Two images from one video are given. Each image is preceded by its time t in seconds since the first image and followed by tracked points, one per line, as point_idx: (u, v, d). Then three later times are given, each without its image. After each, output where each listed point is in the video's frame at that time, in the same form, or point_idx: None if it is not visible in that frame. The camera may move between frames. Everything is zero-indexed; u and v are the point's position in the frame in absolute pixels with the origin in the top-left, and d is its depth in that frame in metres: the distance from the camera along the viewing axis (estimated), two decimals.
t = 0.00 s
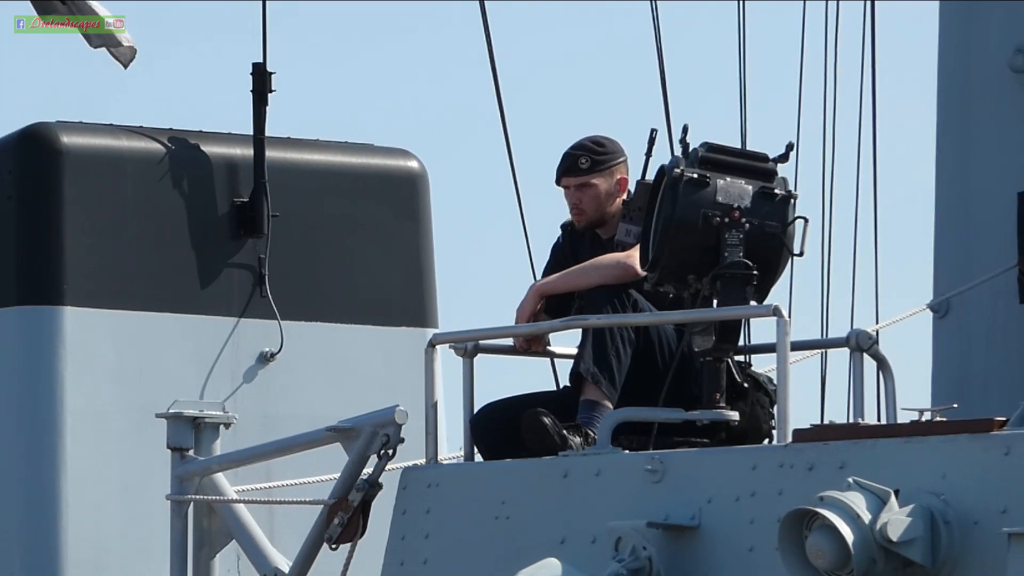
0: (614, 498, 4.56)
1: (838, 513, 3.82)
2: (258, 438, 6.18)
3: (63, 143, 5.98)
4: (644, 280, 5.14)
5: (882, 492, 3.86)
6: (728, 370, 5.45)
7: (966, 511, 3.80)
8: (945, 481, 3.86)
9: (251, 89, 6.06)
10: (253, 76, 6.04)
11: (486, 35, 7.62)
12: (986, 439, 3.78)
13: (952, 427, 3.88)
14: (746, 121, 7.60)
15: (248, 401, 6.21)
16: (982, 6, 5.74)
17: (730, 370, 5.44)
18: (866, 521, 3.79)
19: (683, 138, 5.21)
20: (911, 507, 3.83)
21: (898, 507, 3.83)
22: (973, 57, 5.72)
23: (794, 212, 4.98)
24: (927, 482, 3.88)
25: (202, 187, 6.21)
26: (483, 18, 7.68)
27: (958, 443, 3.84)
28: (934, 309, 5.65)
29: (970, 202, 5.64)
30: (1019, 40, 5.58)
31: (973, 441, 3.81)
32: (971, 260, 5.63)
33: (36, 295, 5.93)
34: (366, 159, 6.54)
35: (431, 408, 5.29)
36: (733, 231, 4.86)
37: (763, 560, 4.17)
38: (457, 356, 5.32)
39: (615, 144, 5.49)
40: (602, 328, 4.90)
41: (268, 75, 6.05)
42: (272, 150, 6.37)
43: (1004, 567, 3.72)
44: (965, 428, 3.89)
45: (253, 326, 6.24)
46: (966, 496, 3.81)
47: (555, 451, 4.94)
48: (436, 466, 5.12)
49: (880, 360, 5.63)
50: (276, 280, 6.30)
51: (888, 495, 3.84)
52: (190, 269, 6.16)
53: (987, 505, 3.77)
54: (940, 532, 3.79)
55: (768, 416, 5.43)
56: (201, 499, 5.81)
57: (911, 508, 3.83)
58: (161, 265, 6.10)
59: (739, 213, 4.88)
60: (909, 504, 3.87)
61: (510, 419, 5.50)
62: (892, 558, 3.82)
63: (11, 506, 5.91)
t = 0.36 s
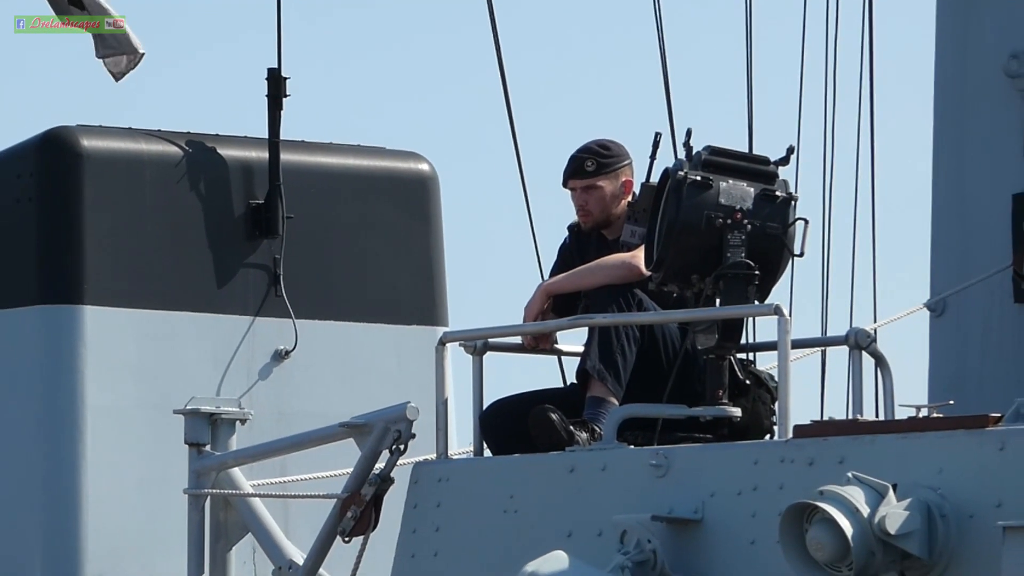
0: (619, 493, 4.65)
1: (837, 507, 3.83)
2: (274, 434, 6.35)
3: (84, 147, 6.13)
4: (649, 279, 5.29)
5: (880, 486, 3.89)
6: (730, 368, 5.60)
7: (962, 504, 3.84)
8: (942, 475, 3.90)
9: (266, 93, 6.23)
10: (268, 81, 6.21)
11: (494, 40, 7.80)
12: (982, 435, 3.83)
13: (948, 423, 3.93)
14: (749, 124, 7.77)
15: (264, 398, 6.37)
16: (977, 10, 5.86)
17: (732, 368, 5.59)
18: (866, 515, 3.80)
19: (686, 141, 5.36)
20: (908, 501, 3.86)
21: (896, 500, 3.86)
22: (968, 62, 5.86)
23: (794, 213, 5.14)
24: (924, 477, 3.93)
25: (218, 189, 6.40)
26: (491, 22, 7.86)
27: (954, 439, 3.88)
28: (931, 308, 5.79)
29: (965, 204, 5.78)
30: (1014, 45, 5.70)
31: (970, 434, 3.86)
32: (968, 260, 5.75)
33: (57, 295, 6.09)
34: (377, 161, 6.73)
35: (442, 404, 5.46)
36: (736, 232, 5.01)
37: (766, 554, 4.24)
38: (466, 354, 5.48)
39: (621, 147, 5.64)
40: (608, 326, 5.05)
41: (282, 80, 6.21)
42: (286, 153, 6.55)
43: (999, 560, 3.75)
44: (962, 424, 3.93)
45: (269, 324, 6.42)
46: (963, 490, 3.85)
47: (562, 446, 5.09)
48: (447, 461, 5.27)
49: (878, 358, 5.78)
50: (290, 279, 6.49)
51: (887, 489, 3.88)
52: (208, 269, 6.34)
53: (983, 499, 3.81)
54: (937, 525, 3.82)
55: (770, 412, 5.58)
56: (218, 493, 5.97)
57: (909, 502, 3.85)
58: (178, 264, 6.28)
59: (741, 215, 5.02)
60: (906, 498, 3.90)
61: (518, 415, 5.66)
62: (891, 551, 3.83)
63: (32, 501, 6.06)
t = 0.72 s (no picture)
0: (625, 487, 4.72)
1: (837, 502, 3.83)
2: (289, 430, 6.53)
3: (103, 150, 6.31)
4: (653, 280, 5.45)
5: (878, 480, 3.89)
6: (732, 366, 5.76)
7: (958, 499, 3.85)
8: (939, 470, 3.91)
9: (280, 99, 6.39)
10: (282, 86, 6.38)
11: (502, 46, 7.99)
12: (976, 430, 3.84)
13: (945, 419, 3.94)
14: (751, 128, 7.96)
15: (278, 396, 6.55)
16: (972, 17, 6.01)
17: (734, 366, 5.75)
18: (864, 508, 3.80)
19: (690, 145, 5.51)
20: (906, 495, 3.87)
21: (893, 495, 3.86)
22: (964, 68, 6.01)
23: (795, 216, 5.26)
24: (922, 471, 3.94)
25: (234, 191, 6.57)
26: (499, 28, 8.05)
27: (950, 434, 3.89)
28: (928, 307, 5.95)
29: (961, 206, 5.94)
30: (1008, 51, 5.85)
31: (965, 429, 3.87)
32: (964, 260, 5.91)
33: (76, 294, 6.25)
34: (389, 165, 6.91)
35: (452, 401, 5.62)
36: (738, 233, 5.13)
37: (767, 547, 4.29)
38: (476, 352, 5.65)
39: (626, 150, 5.81)
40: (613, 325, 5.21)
41: (297, 85, 6.38)
42: (300, 157, 6.73)
43: (994, 553, 3.76)
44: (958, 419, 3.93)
45: (284, 324, 6.59)
46: (959, 484, 3.86)
47: (569, 442, 5.25)
48: (458, 455, 5.37)
49: (877, 355, 5.93)
50: (304, 279, 6.67)
51: (885, 483, 3.88)
52: (224, 269, 6.52)
53: (979, 493, 3.82)
54: (934, 518, 3.84)
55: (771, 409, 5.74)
56: (233, 487, 6.13)
57: (906, 495, 3.87)
58: (195, 264, 6.45)
59: (743, 217, 5.14)
60: (904, 492, 3.91)
61: (526, 412, 5.82)
62: (888, 544, 3.84)
63: (52, 495, 6.23)
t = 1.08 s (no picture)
0: (630, 481, 4.84)
1: (836, 496, 3.97)
2: (303, 425, 6.71)
3: (121, 153, 6.48)
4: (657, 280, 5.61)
5: (877, 476, 4.03)
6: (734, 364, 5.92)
7: (954, 493, 3.97)
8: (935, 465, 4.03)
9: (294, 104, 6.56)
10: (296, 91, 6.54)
11: (509, 50, 8.16)
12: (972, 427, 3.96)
13: (941, 416, 4.07)
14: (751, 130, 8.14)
15: (292, 393, 6.72)
16: (968, 24, 6.17)
17: (736, 363, 5.91)
18: (863, 503, 3.94)
19: (693, 148, 5.66)
20: (903, 489, 3.99)
21: (891, 489, 4.00)
22: (960, 73, 6.17)
23: (795, 217, 5.34)
24: (918, 466, 4.06)
25: (249, 193, 6.74)
26: (506, 33, 8.23)
27: (947, 430, 4.01)
28: (925, 307, 6.11)
29: (957, 208, 6.09)
30: (1003, 57, 6.00)
31: (959, 426, 3.99)
32: (960, 260, 6.06)
33: (95, 294, 6.42)
34: (399, 168, 7.10)
35: (461, 398, 5.79)
36: (739, 235, 5.20)
37: (768, 541, 4.41)
38: (484, 350, 5.81)
39: (631, 154, 5.97)
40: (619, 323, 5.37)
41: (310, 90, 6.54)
42: (313, 160, 6.91)
43: (988, 545, 3.88)
44: (954, 417, 4.07)
45: (298, 323, 6.76)
46: (955, 479, 3.98)
47: (575, 438, 5.40)
48: (466, 451, 5.47)
49: (875, 353, 6.09)
50: (317, 279, 6.84)
51: (883, 478, 4.01)
52: (239, 270, 6.69)
53: (974, 487, 3.94)
54: (931, 511, 3.96)
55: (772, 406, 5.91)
56: (249, 481, 6.29)
57: (903, 489, 3.99)
58: (211, 265, 6.62)
59: (745, 219, 5.22)
60: (901, 487, 4.04)
61: (534, 408, 5.98)
62: (886, 537, 3.97)
63: (71, 490, 6.39)
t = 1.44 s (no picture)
0: (634, 477, 4.96)
1: (836, 490, 4.08)
2: (315, 422, 6.90)
3: (138, 157, 6.64)
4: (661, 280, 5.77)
5: (875, 470, 4.13)
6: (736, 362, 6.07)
7: (950, 487, 4.08)
8: (932, 460, 4.14)
9: (306, 108, 6.72)
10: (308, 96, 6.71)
11: (516, 55, 8.33)
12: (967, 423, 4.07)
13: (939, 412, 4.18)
14: (752, 133, 8.32)
15: (305, 390, 6.91)
16: (965, 31, 6.32)
17: (739, 362, 6.06)
18: (862, 497, 4.04)
19: (696, 152, 5.81)
20: (901, 484, 4.10)
21: (890, 484, 4.10)
22: (957, 78, 6.33)
23: (796, 219, 5.45)
24: (916, 462, 4.17)
25: (263, 196, 6.92)
26: (514, 39, 8.40)
27: (944, 427, 4.13)
28: (922, 306, 6.26)
29: (953, 210, 6.24)
30: (998, 63, 6.15)
31: (956, 423, 4.10)
32: (956, 260, 6.22)
33: (113, 294, 6.58)
34: (410, 170, 7.28)
35: (470, 395, 5.95)
36: (741, 236, 5.31)
37: (769, 534, 4.53)
38: (493, 348, 5.98)
39: (635, 157, 6.12)
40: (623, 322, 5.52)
41: (323, 95, 6.70)
42: (326, 163, 7.09)
43: (984, 539, 3.99)
44: (951, 414, 4.17)
45: (310, 321, 6.95)
46: (951, 474, 4.09)
47: (581, 434, 5.55)
48: (474, 447, 5.59)
49: (875, 351, 6.26)
50: (328, 280, 7.02)
51: (881, 474, 4.12)
52: (254, 270, 6.86)
53: (970, 482, 4.05)
54: (928, 506, 4.07)
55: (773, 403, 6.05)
56: (263, 476, 6.45)
57: (901, 485, 4.10)
58: (226, 266, 6.79)
59: (747, 220, 5.32)
60: (899, 481, 4.15)
61: (541, 406, 6.14)
62: (884, 530, 4.07)
63: (90, 485, 6.55)
